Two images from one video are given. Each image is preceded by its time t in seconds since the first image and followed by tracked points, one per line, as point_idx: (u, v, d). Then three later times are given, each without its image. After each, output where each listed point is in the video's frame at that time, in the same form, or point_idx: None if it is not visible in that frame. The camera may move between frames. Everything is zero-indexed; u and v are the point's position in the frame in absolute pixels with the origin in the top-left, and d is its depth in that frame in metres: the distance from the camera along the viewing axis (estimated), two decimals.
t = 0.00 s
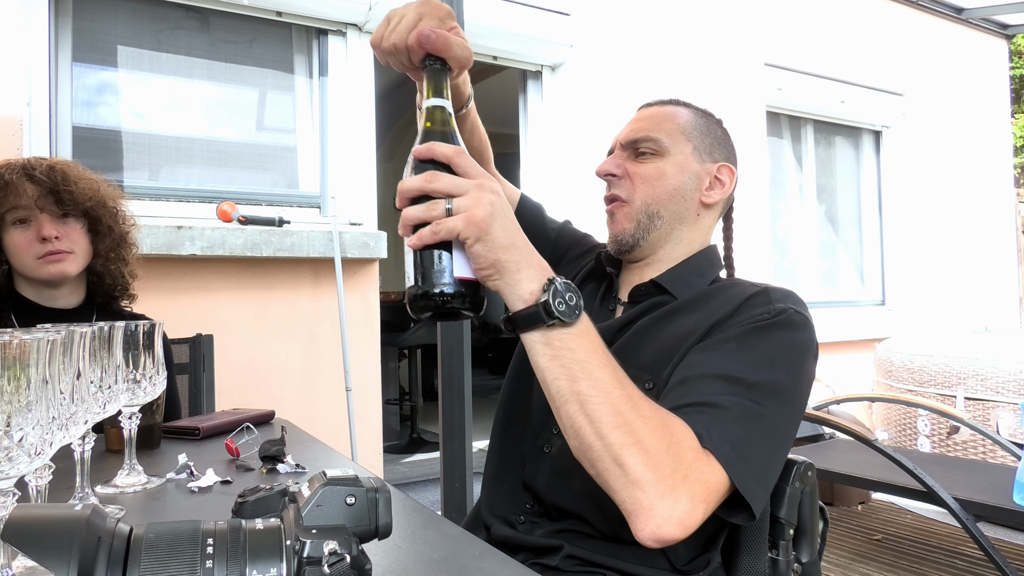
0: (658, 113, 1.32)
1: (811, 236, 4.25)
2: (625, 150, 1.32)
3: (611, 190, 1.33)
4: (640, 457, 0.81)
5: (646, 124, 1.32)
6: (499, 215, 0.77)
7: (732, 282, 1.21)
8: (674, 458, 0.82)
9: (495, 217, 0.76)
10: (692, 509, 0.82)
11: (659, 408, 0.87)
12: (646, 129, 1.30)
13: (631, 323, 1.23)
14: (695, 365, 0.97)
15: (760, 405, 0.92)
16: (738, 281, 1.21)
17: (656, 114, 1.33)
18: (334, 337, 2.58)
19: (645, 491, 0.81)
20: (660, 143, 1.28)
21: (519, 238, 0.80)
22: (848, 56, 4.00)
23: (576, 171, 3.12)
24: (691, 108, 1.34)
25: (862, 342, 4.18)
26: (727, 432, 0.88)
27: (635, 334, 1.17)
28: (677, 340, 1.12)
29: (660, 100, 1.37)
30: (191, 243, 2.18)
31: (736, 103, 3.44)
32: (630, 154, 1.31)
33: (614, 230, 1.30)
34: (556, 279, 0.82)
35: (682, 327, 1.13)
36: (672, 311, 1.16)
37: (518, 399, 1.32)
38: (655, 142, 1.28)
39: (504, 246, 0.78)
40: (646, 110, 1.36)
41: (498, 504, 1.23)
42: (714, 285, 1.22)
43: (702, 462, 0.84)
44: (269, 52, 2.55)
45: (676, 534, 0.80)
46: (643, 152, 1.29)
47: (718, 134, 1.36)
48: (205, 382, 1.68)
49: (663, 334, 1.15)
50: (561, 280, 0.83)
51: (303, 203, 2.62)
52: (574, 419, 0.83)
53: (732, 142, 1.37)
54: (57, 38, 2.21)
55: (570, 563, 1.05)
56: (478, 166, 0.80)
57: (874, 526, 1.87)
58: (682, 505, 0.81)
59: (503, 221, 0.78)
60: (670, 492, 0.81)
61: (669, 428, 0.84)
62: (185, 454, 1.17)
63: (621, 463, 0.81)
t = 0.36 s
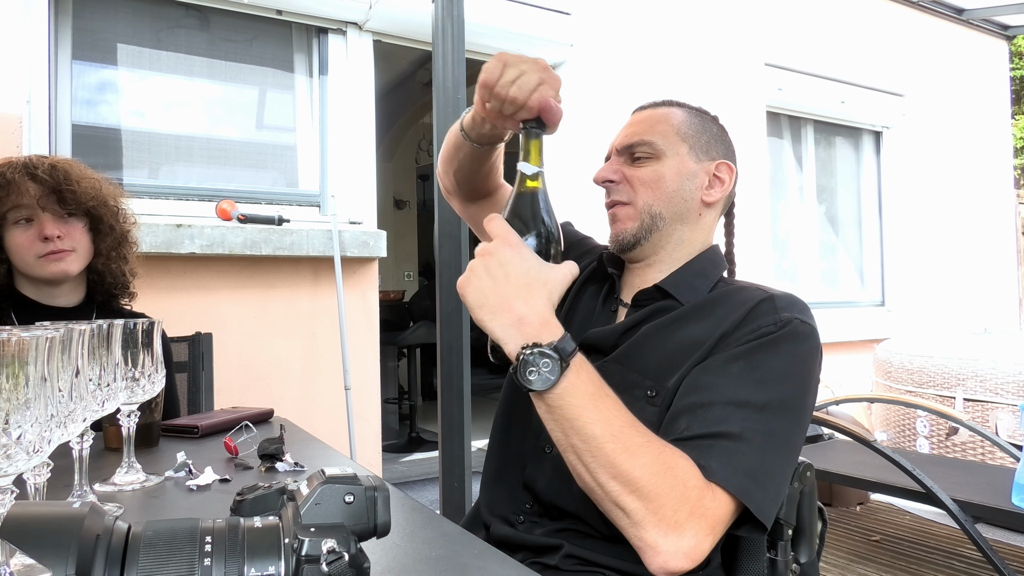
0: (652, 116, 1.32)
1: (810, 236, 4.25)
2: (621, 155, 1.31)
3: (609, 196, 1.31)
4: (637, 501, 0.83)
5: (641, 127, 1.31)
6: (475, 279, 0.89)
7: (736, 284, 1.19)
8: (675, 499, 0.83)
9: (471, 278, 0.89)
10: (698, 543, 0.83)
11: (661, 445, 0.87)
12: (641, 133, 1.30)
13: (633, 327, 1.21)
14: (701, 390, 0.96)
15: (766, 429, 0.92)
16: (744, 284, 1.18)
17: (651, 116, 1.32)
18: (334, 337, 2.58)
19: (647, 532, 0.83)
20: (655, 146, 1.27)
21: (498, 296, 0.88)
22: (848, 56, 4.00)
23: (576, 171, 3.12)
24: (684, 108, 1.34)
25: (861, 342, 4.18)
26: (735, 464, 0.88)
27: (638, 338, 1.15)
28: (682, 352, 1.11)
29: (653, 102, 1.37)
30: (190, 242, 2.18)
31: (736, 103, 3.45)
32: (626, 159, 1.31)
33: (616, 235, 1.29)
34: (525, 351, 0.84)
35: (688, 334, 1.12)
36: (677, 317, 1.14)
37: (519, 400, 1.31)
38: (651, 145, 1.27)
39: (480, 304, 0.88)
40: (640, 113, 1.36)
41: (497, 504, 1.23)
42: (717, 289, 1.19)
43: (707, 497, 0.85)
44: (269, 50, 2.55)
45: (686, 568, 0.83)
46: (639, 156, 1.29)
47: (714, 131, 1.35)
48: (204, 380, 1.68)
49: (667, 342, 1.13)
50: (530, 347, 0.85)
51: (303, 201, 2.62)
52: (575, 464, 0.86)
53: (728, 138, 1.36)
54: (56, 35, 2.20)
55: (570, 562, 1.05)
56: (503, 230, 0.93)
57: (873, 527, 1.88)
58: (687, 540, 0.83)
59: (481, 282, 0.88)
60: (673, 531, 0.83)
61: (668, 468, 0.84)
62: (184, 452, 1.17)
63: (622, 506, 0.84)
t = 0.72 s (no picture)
0: (651, 119, 1.32)
1: (806, 236, 4.26)
2: (619, 159, 1.31)
3: (609, 201, 1.31)
4: (647, 494, 0.82)
5: (640, 131, 1.31)
6: (495, 267, 0.81)
7: (735, 286, 1.19)
8: (683, 495, 0.83)
9: (493, 270, 0.82)
10: (701, 543, 0.83)
11: (672, 443, 0.86)
12: (640, 137, 1.30)
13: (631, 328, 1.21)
14: (702, 393, 0.96)
15: (768, 430, 0.92)
16: (742, 285, 1.19)
17: (651, 119, 1.32)
18: (330, 335, 2.58)
19: (653, 526, 0.83)
20: (654, 150, 1.27)
21: (526, 287, 0.83)
22: (846, 57, 4.01)
23: (573, 170, 3.12)
24: (683, 110, 1.34)
25: (856, 342, 4.20)
26: (738, 464, 0.88)
27: (639, 337, 1.15)
28: (680, 355, 1.10)
29: (652, 105, 1.37)
30: (186, 239, 2.18)
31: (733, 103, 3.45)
32: (626, 163, 1.30)
33: (616, 239, 1.29)
34: (563, 330, 0.83)
35: (687, 335, 1.12)
36: (676, 318, 1.14)
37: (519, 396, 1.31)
38: (650, 148, 1.27)
39: (506, 295, 0.82)
40: (639, 116, 1.35)
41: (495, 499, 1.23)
42: (715, 291, 1.19)
43: (711, 497, 0.85)
44: (266, 47, 2.54)
45: (688, 566, 0.83)
46: (638, 160, 1.28)
47: (714, 133, 1.35)
48: (199, 377, 1.68)
49: (666, 342, 1.13)
50: (567, 330, 0.82)
51: (299, 199, 2.61)
52: (588, 453, 0.86)
53: (727, 140, 1.36)
54: (52, 31, 2.19)
55: (564, 559, 1.05)
56: (509, 218, 0.86)
57: (867, 526, 1.88)
58: (690, 539, 0.83)
59: (504, 274, 0.82)
60: (677, 528, 0.82)
61: (679, 465, 0.84)
62: (178, 449, 1.17)
63: (631, 498, 0.84)
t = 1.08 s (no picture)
0: (642, 121, 1.32)
1: (801, 237, 4.27)
2: (611, 162, 1.31)
3: (601, 204, 1.32)
4: (642, 453, 0.82)
5: (630, 133, 1.31)
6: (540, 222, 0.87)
7: (727, 285, 1.20)
8: (676, 458, 0.83)
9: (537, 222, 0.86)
10: (693, 512, 0.81)
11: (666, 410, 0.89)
12: (631, 139, 1.29)
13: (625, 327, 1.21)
14: (692, 372, 0.96)
15: (756, 407, 0.91)
16: (734, 284, 1.19)
17: (641, 121, 1.32)
18: (324, 333, 2.57)
19: (646, 489, 0.81)
20: (644, 152, 1.27)
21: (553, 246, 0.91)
22: (842, 59, 4.01)
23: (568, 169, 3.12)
24: (672, 111, 1.34)
25: (849, 343, 4.21)
26: (727, 434, 0.88)
27: (634, 331, 1.15)
28: (672, 348, 1.11)
29: (642, 106, 1.36)
30: (179, 235, 2.18)
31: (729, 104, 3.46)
32: (616, 166, 1.30)
33: (609, 242, 1.29)
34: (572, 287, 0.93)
35: (679, 328, 1.12)
36: (667, 314, 1.14)
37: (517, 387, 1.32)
38: (640, 151, 1.27)
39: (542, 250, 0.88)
40: (629, 118, 1.35)
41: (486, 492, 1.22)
42: (710, 288, 1.20)
43: (704, 465, 0.85)
44: (261, 44, 2.53)
45: (679, 537, 0.80)
46: (629, 163, 1.28)
47: (704, 134, 1.35)
48: (191, 374, 1.68)
49: (658, 334, 1.13)
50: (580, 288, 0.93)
51: (294, 196, 2.60)
52: (585, 416, 0.86)
53: (717, 141, 1.36)
54: (46, 25, 2.18)
55: (555, 562, 1.05)
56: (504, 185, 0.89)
57: (858, 527, 1.89)
58: (683, 507, 0.81)
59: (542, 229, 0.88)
60: (671, 493, 0.81)
61: (673, 430, 0.85)
62: (169, 447, 1.17)
63: (624, 459, 0.83)
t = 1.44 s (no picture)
0: (641, 121, 1.32)
1: (796, 239, 4.29)
2: (611, 165, 1.32)
3: (602, 208, 1.32)
4: (639, 466, 0.82)
5: (629, 135, 1.31)
6: (517, 239, 0.83)
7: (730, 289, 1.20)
8: (673, 470, 0.83)
9: (515, 238, 0.83)
10: (690, 523, 0.82)
11: (664, 420, 0.88)
12: (631, 141, 1.30)
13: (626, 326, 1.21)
14: (694, 378, 0.97)
15: (758, 417, 0.91)
16: (736, 288, 1.20)
17: (640, 122, 1.32)
18: (319, 332, 2.57)
19: (643, 502, 0.81)
20: (644, 154, 1.27)
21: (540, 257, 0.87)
22: (837, 61, 4.03)
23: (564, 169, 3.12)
24: (673, 109, 1.33)
25: (843, 345, 4.23)
26: (727, 445, 0.88)
27: (633, 331, 1.15)
28: (672, 351, 1.11)
29: (641, 105, 1.36)
30: (174, 234, 2.17)
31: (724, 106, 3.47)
32: (616, 168, 1.31)
33: (609, 247, 1.29)
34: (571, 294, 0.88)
35: (680, 332, 1.12)
36: (670, 315, 1.14)
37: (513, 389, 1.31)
38: (640, 154, 1.28)
39: (524, 264, 0.85)
40: (629, 117, 1.35)
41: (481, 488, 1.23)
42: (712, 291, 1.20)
43: (701, 477, 0.85)
44: (257, 42, 2.52)
45: (676, 548, 0.80)
46: (629, 165, 1.29)
47: (705, 133, 1.35)
48: (186, 373, 1.67)
49: (659, 338, 1.13)
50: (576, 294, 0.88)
51: (289, 195, 2.59)
52: (582, 427, 0.86)
53: (718, 139, 1.36)
54: (41, 22, 2.17)
55: (550, 560, 1.05)
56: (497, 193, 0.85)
57: (852, 527, 1.90)
58: (680, 519, 0.81)
59: (523, 243, 0.84)
60: (668, 506, 0.81)
61: (670, 442, 0.85)
62: (163, 446, 1.16)
63: (622, 472, 0.83)
